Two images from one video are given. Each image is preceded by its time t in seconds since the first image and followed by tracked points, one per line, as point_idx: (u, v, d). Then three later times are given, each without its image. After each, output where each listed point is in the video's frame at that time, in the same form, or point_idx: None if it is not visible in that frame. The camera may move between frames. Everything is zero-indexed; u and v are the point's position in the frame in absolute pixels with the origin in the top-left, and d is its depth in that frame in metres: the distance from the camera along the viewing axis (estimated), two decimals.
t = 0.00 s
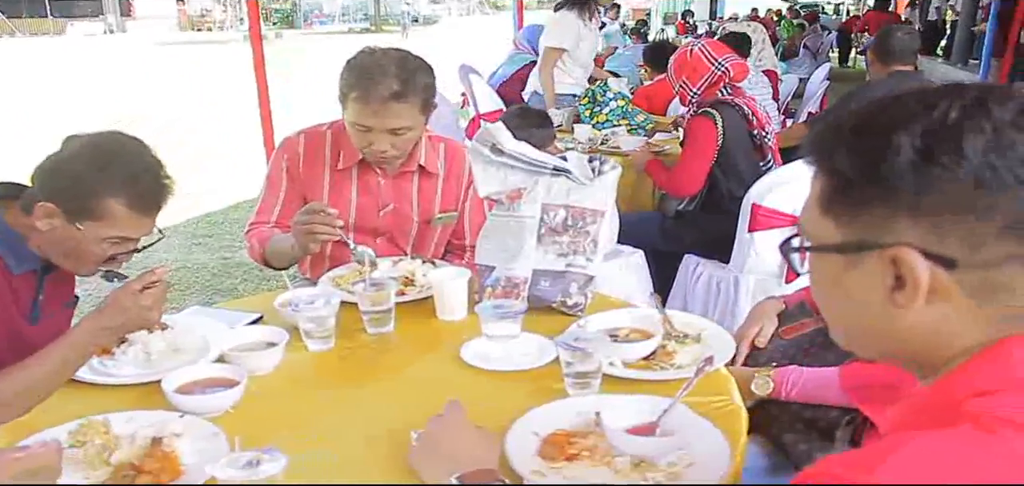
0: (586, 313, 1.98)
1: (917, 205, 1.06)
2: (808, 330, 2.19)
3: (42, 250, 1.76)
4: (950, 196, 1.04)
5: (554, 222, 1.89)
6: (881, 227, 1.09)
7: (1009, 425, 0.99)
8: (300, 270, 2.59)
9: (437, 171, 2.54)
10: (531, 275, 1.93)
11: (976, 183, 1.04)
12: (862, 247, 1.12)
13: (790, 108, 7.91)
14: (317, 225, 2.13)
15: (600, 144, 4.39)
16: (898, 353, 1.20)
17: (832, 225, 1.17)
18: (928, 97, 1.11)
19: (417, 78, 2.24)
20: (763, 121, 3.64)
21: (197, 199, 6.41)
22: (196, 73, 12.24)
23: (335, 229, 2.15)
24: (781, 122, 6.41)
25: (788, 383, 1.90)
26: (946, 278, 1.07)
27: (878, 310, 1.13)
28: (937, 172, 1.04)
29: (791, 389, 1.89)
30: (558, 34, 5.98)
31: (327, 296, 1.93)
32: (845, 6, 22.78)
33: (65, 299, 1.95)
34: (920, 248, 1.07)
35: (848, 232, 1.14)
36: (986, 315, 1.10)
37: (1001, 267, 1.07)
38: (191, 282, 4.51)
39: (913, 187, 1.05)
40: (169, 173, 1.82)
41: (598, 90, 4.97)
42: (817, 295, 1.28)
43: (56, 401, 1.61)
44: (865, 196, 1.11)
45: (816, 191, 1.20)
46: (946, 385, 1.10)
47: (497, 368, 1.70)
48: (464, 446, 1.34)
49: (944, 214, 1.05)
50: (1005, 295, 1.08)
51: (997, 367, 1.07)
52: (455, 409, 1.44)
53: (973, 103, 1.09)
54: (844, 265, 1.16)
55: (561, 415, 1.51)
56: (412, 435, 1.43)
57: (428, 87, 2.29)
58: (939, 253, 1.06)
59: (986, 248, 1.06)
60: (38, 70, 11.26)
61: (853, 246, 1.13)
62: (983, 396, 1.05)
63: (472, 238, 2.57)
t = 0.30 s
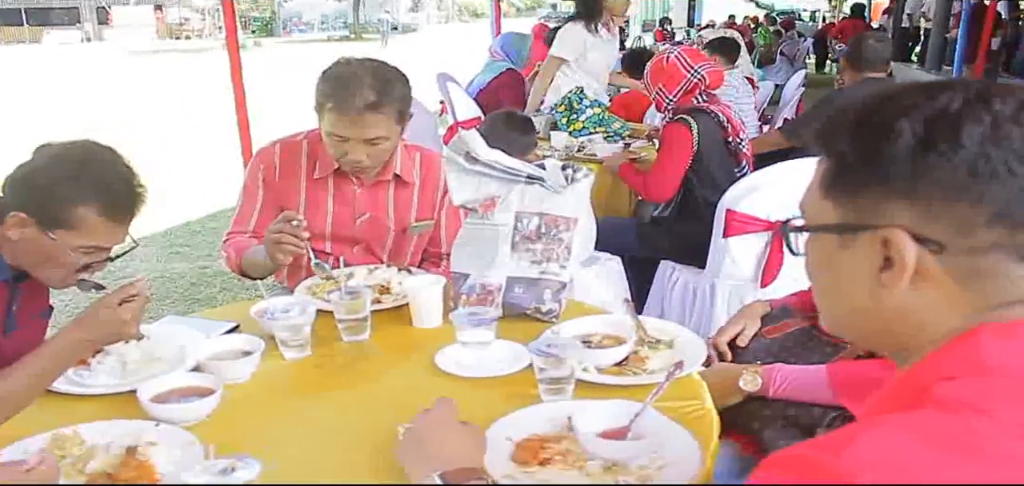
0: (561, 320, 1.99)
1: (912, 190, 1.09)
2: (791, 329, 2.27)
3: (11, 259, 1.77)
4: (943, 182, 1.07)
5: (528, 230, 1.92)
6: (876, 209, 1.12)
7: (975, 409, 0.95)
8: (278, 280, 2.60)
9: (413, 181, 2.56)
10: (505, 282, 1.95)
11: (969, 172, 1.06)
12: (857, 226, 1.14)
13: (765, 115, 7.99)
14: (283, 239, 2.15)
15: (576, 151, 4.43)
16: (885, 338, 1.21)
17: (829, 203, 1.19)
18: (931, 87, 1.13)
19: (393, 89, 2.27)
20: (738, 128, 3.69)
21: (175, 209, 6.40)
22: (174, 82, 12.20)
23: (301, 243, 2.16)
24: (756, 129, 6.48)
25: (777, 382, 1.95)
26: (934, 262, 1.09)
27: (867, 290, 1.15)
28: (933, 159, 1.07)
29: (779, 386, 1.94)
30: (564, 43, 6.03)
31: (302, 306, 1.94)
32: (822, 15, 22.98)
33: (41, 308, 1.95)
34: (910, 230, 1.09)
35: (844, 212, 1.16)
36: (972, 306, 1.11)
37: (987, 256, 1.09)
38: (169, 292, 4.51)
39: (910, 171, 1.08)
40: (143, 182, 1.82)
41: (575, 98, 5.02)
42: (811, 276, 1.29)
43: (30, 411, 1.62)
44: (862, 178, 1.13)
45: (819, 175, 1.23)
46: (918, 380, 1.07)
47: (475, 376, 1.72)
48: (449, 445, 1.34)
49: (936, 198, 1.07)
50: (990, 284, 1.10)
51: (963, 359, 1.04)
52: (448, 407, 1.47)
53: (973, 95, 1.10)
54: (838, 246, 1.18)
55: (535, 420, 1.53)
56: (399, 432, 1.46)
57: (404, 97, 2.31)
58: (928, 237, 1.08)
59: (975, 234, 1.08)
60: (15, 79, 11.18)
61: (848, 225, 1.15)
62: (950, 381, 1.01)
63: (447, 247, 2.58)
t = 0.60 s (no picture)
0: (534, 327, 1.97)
1: (865, 182, 1.10)
2: (764, 332, 2.27)
3: None
4: (892, 175, 1.09)
5: (500, 237, 2.05)
6: (832, 202, 1.14)
7: (930, 395, 0.97)
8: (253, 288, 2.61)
9: (387, 189, 2.58)
10: (478, 290, 1.98)
11: (916, 166, 1.08)
12: (816, 221, 1.16)
13: (738, 122, 8.07)
14: (264, 246, 2.16)
15: (550, 159, 4.47)
16: (856, 337, 1.22)
17: (793, 202, 1.21)
18: (887, 96, 1.18)
19: (368, 98, 2.29)
20: (709, 135, 3.71)
21: (151, 217, 6.37)
22: (149, 91, 12.15)
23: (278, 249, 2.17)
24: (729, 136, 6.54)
25: (749, 383, 1.98)
26: (885, 253, 1.10)
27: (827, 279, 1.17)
28: (884, 155, 1.10)
29: (751, 387, 1.96)
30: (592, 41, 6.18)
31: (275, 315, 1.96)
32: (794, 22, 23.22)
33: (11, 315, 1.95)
34: (863, 222, 1.11)
35: (806, 208, 1.18)
36: (926, 300, 1.12)
37: (936, 249, 1.09)
38: (144, 301, 4.49)
39: (862, 168, 1.11)
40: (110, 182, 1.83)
41: (549, 106, 5.06)
42: (779, 274, 1.30)
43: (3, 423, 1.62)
44: (822, 174, 1.16)
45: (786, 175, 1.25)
46: (881, 375, 1.09)
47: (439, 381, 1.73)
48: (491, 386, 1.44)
49: (886, 190, 1.09)
50: (939, 279, 1.10)
51: (921, 349, 1.07)
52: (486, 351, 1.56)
53: (925, 98, 1.15)
54: (801, 240, 1.20)
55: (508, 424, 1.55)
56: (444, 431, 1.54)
57: (379, 106, 2.33)
58: (880, 228, 1.10)
59: (923, 226, 1.08)
60: None
61: (810, 220, 1.17)
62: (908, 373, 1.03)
63: (421, 255, 2.61)
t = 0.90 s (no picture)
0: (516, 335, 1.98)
1: (830, 184, 1.13)
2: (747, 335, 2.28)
3: None
4: (854, 178, 1.11)
5: (482, 245, 2.10)
6: (801, 204, 1.17)
7: (892, 394, 1.01)
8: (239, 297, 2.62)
9: (372, 197, 2.59)
10: (460, 297, 2.00)
11: (877, 168, 1.10)
12: (788, 223, 1.19)
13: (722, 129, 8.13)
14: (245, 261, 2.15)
15: (534, 167, 4.50)
16: (832, 338, 1.24)
17: (770, 204, 1.24)
18: (858, 104, 1.21)
19: (357, 105, 2.31)
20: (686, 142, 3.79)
21: (135, 226, 6.35)
22: (133, 98, 12.11)
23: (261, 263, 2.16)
24: (713, 143, 6.59)
25: (735, 387, 2.00)
26: (849, 253, 1.13)
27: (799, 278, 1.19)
28: (849, 159, 1.12)
29: (737, 392, 1.99)
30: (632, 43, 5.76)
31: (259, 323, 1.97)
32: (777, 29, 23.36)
33: None
34: (828, 223, 1.13)
35: (779, 210, 1.21)
36: (890, 301, 1.14)
37: (902, 248, 1.11)
38: (128, 310, 4.48)
39: (827, 169, 1.14)
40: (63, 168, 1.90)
41: (533, 114, 5.10)
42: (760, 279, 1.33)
43: None
44: (792, 177, 1.19)
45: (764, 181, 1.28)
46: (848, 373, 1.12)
47: (422, 387, 1.75)
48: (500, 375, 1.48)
49: (851, 192, 1.11)
50: (905, 278, 1.12)
51: (882, 350, 1.09)
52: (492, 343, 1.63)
53: (891, 106, 1.17)
54: (776, 241, 1.22)
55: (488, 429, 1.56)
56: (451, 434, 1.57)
57: (367, 115, 2.35)
58: (845, 229, 1.12)
59: (887, 226, 1.10)
60: None
61: (783, 222, 1.20)
62: (874, 371, 1.07)
63: (405, 264, 2.63)
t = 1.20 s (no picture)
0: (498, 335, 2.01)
1: (793, 190, 1.16)
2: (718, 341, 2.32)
3: None
4: (816, 184, 1.14)
5: (458, 251, 2.24)
6: (767, 209, 1.19)
7: (852, 396, 1.03)
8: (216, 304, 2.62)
9: (349, 205, 2.60)
10: (437, 303, 2.01)
11: (839, 173, 1.13)
12: (754, 228, 1.22)
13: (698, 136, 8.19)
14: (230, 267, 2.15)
15: (511, 174, 4.53)
16: (799, 341, 1.27)
17: (737, 208, 1.27)
18: (823, 112, 1.23)
19: (337, 114, 2.32)
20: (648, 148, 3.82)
21: (113, 232, 6.33)
22: (110, 104, 12.04)
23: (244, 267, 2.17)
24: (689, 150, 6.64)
25: (707, 393, 2.02)
26: (813, 258, 1.16)
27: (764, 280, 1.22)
28: (812, 166, 1.15)
29: (710, 397, 2.01)
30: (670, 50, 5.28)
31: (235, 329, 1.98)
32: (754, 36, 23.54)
33: None
34: (791, 228, 1.16)
35: (746, 216, 1.24)
36: (852, 305, 1.17)
37: (862, 253, 1.13)
38: (105, 317, 4.46)
39: (792, 174, 1.17)
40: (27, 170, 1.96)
41: (510, 121, 5.15)
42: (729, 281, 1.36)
43: None
44: (758, 182, 1.21)
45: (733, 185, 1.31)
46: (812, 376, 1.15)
47: (398, 392, 1.77)
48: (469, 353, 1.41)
49: (814, 198, 1.14)
50: (867, 284, 1.15)
51: (846, 357, 1.13)
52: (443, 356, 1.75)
53: (854, 114, 1.20)
54: (743, 245, 1.25)
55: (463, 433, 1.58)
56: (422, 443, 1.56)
57: (347, 123, 2.36)
58: (809, 235, 1.15)
59: (848, 231, 1.12)
60: None
61: (749, 227, 1.23)
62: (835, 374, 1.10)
63: (382, 271, 2.65)
